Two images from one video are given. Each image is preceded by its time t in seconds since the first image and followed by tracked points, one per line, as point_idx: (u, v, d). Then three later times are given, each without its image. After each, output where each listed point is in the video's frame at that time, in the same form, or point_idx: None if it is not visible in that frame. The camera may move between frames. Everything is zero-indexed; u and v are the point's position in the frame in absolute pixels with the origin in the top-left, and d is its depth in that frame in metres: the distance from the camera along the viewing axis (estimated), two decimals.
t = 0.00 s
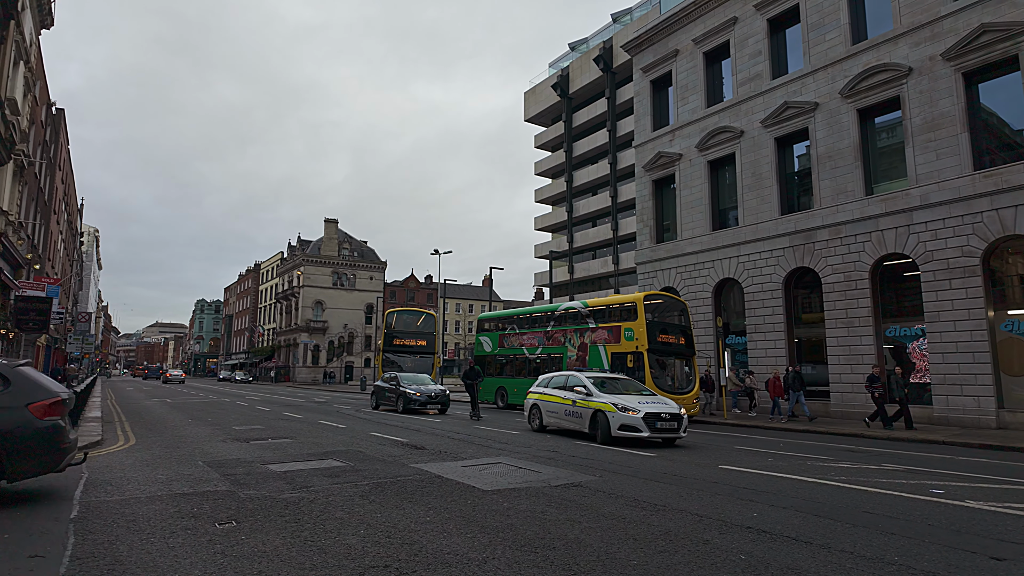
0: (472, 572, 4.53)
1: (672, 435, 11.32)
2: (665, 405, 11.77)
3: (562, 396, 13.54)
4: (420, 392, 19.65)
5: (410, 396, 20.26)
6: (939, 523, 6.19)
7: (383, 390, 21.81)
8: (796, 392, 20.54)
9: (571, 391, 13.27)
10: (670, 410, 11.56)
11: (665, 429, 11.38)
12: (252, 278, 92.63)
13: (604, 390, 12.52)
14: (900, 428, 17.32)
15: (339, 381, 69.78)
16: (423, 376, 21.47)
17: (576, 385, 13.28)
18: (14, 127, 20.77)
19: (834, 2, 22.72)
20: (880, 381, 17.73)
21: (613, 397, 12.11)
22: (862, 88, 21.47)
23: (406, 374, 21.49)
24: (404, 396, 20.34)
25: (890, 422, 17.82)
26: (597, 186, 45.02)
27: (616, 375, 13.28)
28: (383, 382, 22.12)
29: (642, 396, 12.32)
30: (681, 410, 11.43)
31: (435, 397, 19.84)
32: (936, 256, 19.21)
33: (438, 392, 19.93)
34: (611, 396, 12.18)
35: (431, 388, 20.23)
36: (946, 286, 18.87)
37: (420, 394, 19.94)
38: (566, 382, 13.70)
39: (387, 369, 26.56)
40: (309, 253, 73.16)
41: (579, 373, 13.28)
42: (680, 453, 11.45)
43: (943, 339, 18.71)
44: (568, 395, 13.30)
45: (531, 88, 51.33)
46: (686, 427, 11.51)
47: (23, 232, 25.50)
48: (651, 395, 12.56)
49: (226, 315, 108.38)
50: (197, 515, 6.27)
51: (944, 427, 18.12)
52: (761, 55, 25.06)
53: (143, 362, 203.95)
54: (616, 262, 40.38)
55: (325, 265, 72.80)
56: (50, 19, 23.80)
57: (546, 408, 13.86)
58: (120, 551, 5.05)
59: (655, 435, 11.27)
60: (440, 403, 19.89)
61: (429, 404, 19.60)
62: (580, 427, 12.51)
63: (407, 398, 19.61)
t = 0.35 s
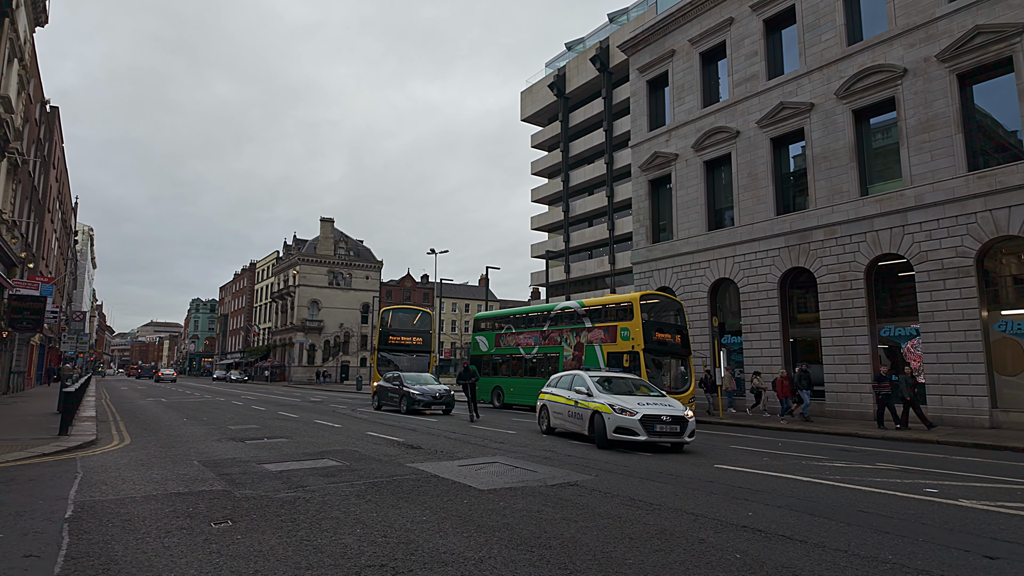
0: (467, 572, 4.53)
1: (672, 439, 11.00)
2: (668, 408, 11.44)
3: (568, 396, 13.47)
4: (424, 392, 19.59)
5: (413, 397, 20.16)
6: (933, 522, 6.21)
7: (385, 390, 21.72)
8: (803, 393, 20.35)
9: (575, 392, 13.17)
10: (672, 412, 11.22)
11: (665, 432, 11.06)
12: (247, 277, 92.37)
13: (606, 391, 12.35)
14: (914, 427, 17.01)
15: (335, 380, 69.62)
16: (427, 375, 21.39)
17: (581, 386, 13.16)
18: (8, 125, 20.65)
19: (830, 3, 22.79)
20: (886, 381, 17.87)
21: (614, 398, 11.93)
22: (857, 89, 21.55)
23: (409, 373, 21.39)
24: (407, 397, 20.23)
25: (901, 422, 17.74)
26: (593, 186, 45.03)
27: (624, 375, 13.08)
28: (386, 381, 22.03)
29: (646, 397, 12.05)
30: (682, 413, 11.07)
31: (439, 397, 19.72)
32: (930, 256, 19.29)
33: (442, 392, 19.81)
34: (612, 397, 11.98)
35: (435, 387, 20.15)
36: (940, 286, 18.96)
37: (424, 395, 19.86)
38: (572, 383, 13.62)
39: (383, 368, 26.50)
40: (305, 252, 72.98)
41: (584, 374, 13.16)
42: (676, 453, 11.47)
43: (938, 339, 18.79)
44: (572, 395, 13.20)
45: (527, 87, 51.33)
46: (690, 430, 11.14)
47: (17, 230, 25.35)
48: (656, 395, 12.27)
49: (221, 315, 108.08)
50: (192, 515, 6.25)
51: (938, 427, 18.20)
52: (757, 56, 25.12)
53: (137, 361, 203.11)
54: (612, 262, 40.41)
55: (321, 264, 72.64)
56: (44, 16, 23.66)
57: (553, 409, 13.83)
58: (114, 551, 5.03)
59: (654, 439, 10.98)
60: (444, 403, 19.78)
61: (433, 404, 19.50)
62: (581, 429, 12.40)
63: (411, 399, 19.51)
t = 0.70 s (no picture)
0: (463, 571, 4.55)
1: (654, 444, 10.35)
2: (656, 411, 10.74)
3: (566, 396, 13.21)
4: (430, 393, 19.47)
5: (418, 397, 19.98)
6: (927, 521, 6.24)
7: (389, 390, 21.61)
8: (809, 393, 19.76)
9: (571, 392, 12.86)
10: (657, 416, 10.52)
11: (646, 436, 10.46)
12: (243, 276, 92.12)
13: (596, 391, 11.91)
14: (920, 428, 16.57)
15: (331, 380, 69.50)
16: (432, 374, 21.33)
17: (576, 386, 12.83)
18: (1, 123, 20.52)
19: (825, 4, 22.87)
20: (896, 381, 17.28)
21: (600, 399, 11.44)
22: (852, 89, 21.62)
23: (415, 373, 21.35)
24: (412, 397, 20.04)
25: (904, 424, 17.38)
26: (589, 185, 45.04)
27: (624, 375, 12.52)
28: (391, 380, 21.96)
29: (637, 399, 11.42)
30: (664, 416, 10.38)
31: (445, 396, 19.58)
32: (924, 256, 19.38)
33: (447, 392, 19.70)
34: (600, 398, 11.48)
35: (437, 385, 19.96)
36: (934, 286, 19.05)
37: (430, 395, 19.70)
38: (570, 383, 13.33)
39: (379, 366, 26.44)
40: (301, 251, 72.82)
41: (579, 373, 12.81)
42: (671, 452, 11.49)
43: (931, 339, 18.88)
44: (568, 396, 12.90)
45: (524, 86, 51.32)
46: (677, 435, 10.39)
47: (10, 229, 25.20)
48: (651, 397, 11.58)
49: (216, 314, 107.75)
50: (187, 515, 6.24)
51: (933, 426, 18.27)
52: (752, 56, 25.19)
53: (132, 360, 202.29)
54: (608, 261, 40.43)
55: (317, 263, 72.47)
56: (38, 14, 23.55)
57: (553, 410, 13.62)
58: (109, 551, 5.02)
59: (633, 444, 10.39)
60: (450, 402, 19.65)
61: (438, 404, 19.37)
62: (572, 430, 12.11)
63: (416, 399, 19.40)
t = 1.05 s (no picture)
0: (455, 572, 4.55)
1: (610, 449, 9.37)
2: (620, 413, 9.70)
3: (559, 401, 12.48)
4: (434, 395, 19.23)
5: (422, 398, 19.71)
6: (916, 520, 6.29)
7: (392, 390, 21.47)
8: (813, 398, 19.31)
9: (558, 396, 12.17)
10: (618, 419, 9.50)
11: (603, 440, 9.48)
12: (237, 276, 91.82)
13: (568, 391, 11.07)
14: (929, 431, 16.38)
15: (325, 379, 69.34)
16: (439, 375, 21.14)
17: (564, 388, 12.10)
18: None
19: (818, 5, 22.96)
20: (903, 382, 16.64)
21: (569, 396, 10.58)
22: (845, 90, 21.72)
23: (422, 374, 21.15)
24: (416, 398, 19.78)
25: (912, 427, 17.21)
26: (584, 186, 45.10)
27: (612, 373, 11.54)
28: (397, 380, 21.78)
29: (610, 398, 10.43)
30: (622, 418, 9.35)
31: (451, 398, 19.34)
32: (916, 256, 19.48)
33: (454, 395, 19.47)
34: (569, 396, 10.62)
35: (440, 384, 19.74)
36: (926, 286, 19.15)
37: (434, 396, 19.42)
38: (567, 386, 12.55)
39: (374, 366, 26.36)
40: (295, 251, 72.62)
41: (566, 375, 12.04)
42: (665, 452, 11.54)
43: (924, 338, 18.98)
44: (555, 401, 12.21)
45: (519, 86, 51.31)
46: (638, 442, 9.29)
47: (2, 229, 25.05)
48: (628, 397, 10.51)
49: (210, 314, 107.38)
50: (179, 516, 6.22)
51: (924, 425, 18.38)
52: (746, 57, 25.27)
53: (126, 360, 201.20)
54: (603, 261, 40.48)
55: (311, 263, 72.31)
56: (29, 12, 23.38)
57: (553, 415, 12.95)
58: (100, 553, 5.01)
59: (587, 449, 9.47)
60: (456, 405, 19.41)
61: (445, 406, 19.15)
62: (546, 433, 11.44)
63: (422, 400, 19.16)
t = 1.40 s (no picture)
0: (451, 560, 4.59)
1: (549, 445, 8.61)
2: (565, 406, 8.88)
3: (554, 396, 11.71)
4: (440, 389, 19.03)
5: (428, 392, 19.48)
6: (905, 509, 6.39)
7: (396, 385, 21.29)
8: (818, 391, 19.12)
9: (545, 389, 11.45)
10: (559, 412, 8.71)
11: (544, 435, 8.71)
12: (230, 270, 91.44)
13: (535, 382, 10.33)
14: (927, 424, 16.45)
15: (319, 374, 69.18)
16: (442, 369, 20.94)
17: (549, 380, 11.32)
18: None
19: None
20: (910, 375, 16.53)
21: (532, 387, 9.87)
22: (838, 85, 21.79)
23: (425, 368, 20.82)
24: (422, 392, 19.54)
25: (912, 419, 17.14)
26: (578, 180, 45.11)
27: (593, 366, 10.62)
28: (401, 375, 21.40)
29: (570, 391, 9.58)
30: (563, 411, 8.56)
31: (456, 393, 19.19)
32: (908, 251, 19.62)
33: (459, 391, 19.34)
34: (530, 388, 9.89)
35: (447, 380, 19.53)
36: (917, 280, 19.30)
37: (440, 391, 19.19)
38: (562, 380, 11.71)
39: (370, 359, 26.27)
40: (289, 245, 72.36)
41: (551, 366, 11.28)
42: (659, 444, 11.63)
43: (914, 332, 19.14)
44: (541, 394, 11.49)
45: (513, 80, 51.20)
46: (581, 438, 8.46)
47: None
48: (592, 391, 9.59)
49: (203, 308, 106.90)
50: (174, 506, 6.24)
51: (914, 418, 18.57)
52: (741, 52, 25.30)
53: (119, 355, 199.94)
54: (597, 256, 40.52)
55: (305, 257, 72.09)
56: (18, 3, 23.17)
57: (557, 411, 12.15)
58: (95, 542, 5.02)
59: (526, 444, 8.75)
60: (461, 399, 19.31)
61: (450, 401, 18.95)
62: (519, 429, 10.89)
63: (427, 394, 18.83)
